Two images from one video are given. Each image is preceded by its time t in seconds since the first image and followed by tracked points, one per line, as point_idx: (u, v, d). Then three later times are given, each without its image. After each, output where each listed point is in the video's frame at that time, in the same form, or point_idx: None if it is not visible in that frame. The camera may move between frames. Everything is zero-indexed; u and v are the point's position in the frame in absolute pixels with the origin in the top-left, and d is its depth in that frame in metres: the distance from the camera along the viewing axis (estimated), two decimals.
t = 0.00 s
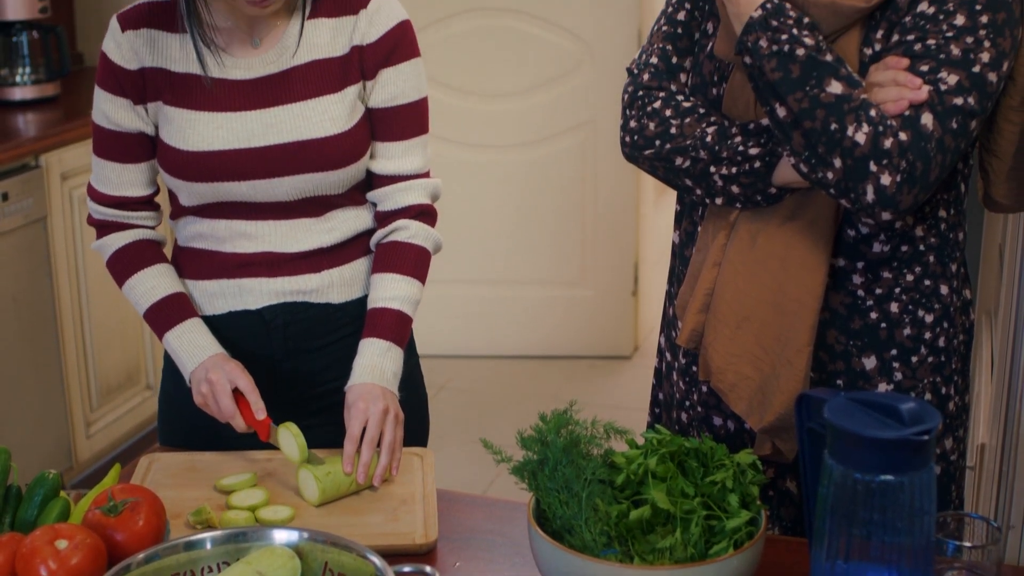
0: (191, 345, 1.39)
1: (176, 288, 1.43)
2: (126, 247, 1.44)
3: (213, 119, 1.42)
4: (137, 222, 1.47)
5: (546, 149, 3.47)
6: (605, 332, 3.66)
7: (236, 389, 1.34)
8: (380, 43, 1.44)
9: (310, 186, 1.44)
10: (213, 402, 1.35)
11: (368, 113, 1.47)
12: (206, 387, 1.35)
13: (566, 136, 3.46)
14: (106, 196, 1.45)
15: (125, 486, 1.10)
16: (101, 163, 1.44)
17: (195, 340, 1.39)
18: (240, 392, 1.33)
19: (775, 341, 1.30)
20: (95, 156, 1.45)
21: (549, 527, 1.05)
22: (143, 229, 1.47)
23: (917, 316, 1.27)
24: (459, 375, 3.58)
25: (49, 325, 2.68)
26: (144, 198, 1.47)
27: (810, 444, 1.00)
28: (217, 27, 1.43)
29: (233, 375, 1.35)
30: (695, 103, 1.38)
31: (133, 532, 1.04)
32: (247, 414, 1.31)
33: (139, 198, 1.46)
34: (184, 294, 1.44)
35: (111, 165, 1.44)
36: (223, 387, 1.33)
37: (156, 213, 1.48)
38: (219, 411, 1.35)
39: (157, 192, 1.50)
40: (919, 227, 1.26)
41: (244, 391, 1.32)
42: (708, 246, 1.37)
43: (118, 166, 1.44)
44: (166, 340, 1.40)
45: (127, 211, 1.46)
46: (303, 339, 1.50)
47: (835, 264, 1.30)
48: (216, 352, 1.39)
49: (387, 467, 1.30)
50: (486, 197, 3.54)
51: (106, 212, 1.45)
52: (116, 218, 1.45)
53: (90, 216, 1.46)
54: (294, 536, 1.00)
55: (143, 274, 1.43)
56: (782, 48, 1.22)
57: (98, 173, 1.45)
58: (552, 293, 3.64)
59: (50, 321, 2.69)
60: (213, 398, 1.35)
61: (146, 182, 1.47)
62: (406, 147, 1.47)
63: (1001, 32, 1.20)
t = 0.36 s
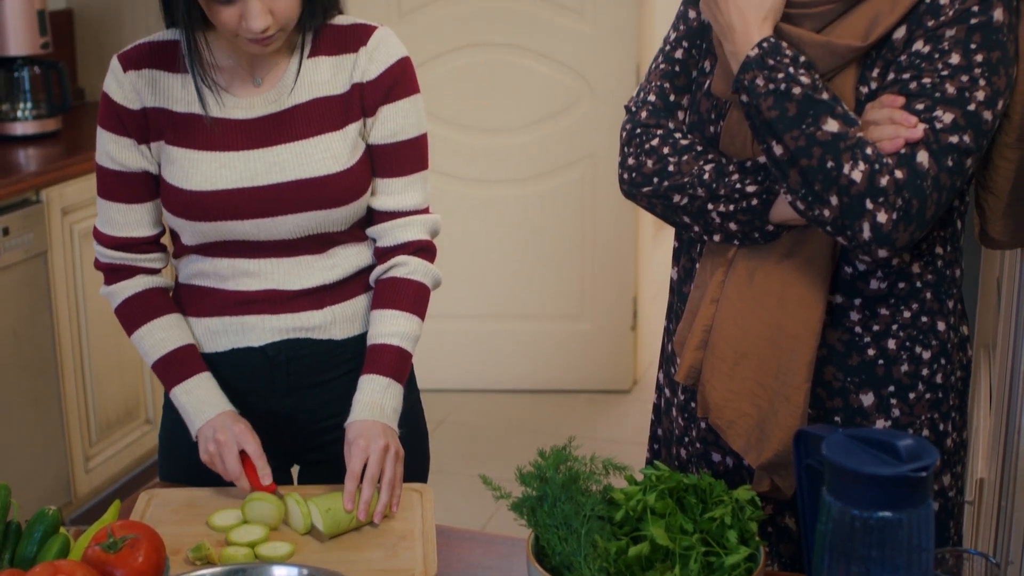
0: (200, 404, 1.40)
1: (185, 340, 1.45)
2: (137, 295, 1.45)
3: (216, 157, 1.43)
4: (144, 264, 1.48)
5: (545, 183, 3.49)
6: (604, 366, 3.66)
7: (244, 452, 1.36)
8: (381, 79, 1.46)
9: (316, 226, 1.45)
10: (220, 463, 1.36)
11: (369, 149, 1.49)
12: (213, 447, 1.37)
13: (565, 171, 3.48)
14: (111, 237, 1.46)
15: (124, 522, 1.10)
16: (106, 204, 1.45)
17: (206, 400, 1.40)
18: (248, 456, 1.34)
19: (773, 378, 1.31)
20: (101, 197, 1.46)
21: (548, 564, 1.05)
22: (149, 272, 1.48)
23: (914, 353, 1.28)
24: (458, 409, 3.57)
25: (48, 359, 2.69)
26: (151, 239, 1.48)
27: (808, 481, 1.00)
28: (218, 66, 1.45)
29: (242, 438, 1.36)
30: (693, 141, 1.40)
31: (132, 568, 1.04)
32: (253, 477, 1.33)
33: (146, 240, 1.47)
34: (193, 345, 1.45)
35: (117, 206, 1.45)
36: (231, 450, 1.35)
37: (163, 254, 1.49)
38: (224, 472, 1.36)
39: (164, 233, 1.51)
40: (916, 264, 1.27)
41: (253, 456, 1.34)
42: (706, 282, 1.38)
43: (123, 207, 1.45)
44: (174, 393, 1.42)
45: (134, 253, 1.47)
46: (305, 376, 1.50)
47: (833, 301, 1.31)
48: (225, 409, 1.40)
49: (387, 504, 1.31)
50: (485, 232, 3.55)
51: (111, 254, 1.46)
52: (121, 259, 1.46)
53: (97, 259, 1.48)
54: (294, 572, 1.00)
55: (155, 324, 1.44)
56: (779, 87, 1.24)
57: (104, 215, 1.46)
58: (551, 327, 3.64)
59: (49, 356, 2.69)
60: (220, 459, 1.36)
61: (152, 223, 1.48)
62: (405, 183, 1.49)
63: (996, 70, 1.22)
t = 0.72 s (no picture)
0: (194, 436, 1.41)
1: (178, 373, 1.45)
2: (131, 329, 1.47)
3: (217, 192, 1.44)
4: (139, 300, 1.49)
5: (544, 219, 3.51)
6: (603, 402, 3.65)
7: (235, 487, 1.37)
8: (379, 112, 1.50)
9: (317, 256, 1.46)
10: (213, 498, 1.37)
11: (367, 182, 1.52)
12: (206, 483, 1.38)
13: (564, 207, 3.50)
14: (107, 273, 1.47)
15: (122, 560, 1.10)
16: (104, 241, 1.46)
17: (199, 433, 1.41)
18: (239, 492, 1.35)
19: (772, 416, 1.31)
20: (98, 234, 1.47)
21: None
22: (143, 308, 1.49)
23: (912, 391, 1.29)
24: (457, 445, 3.57)
25: (48, 395, 2.69)
26: (146, 276, 1.49)
27: (808, 521, 1.01)
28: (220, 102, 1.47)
29: (232, 474, 1.37)
30: (690, 180, 1.41)
31: None
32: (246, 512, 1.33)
33: (142, 276, 1.48)
34: (187, 378, 1.46)
35: (114, 243, 1.46)
36: (223, 486, 1.36)
37: (158, 290, 1.50)
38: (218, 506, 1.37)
39: (160, 270, 1.52)
40: (913, 302, 1.28)
41: (244, 492, 1.35)
42: (704, 320, 1.39)
43: (120, 244, 1.46)
44: (167, 426, 1.43)
45: (129, 289, 1.48)
46: (306, 415, 1.50)
47: (830, 339, 1.31)
48: (218, 441, 1.41)
49: (388, 543, 1.31)
50: (484, 267, 3.56)
51: (108, 290, 1.47)
52: (118, 295, 1.47)
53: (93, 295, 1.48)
54: None
55: (148, 357, 1.45)
56: (777, 127, 1.25)
57: (101, 251, 1.47)
58: (550, 362, 3.64)
59: (49, 391, 2.69)
60: (213, 494, 1.37)
61: (148, 261, 1.49)
62: (403, 215, 1.52)
63: (991, 110, 1.24)
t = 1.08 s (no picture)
0: (186, 469, 1.42)
1: (172, 407, 1.46)
2: (124, 363, 1.48)
3: (211, 223, 1.45)
4: (133, 334, 1.50)
5: (543, 255, 3.52)
6: (602, 438, 3.64)
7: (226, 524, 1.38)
8: (372, 144, 1.51)
9: (311, 287, 1.48)
10: (206, 535, 1.39)
11: (358, 216, 1.53)
12: (198, 520, 1.39)
13: (562, 243, 3.51)
14: (101, 307, 1.48)
15: None
16: (98, 275, 1.48)
17: (191, 467, 1.42)
18: (229, 530, 1.36)
19: (770, 453, 1.31)
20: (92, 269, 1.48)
21: None
22: (138, 342, 1.50)
23: (910, 428, 1.29)
24: (456, 481, 3.55)
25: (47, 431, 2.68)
26: (140, 310, 1.50)
27: (806, 560, 1.00)
28: (215, 135, 1.50)
29: (223, 511, 1.38)
30: (688, 217, 1.42)
31: None
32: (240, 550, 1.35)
33: (136, 309, 1.49)
34: (180, 412, 1.47)
35: (108, 277, 1.47)
36: (213, 525, 1.37)
37: (153, 324, 1.52)
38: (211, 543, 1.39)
39: (155, 304, 1.53)
40: (911, 339, 1.28)
41: (235, 530, 1.36)
42: (702, 357, 1.39)
43: (114, 277, 1.48)
44: (160, 460, 1.43)
45: (123, 323, 1.49)
46: (301, 452, 1.51)
47: (829, 376, 1.31)
48: (211, 472, 1.42)
49: None
50: (483, 303, 3.57)
51: (102, 323, 1.48)
52: (112, 328, 1.49)
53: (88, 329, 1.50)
54: None
55: (142, 391, 1.46)
56: (775, 164, 1.26)
57: (96, 286, 1.49)
58: (548, 398, 3.64)
59: (48, 428, 2.69)
60: (206, 531, 1.38)
61: (143, 295, 1.50)
62: (393, 249, 1.52)
63: (988, 147, 1.24)
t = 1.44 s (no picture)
0: (182, 506, 1.43)
1: (167, 444, 1.47)
2: (120, 401, 1.49)
3: (205, 256, 1.47)
4: (129, 370, 1.51)
5: (542, 292, 3.53)
6: (602, 475, 3.63)
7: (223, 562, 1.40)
8: (364, 180, 1.54)
9: (306, 321, 1.49)
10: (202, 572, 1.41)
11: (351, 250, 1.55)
12: (195, 558, 1.41)
13: (561, 280, 3.52)
14: (98, 343, 1.49)
15: None
16: (94, 312, 1.49)
17: (186, 503, 1.43)
18: (228, 569, 1.39)
19: (769, 491, 1.31)
20: (88, 307, 1.49)
21: None
22: (133, 380, 1.51)
23: (909, 466, 1.29)
24: (455, 519, 3.53)
25: (46, 468, 2.67)
26: (136, 346, 1.51)
27: None
28: (209, 171, 1.52)
29: (221, 551, 1.40)
30: (687, 254, 1.43)
31: None
32: None
33: (131, 346, 1.50)
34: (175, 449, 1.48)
35: (104, 313, 1.48)
36: (212, 564, 1.39)
37: (149, 361, 1.53)
38: None
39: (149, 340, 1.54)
40: (909, 377, 1.28)
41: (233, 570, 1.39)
42: (701, 395, 1.40)
43: (110, 314, 1.49)
44: (156, 496, 1.44)
45: (118, 360, 1.50)
46: (299, 491, 1.51)
47: (828, 414, 1.32)
48: (207, 510, 1.43)
49: None
50: (482, 340, 3.57)
51: (97, 360, 1.49)
52: (107, 365, 1.50)
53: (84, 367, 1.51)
54: None
55: (137, 429, 1.47)
56: (773, 203, 1.27)
57: (92, 322, 1.50)
58: (547, 435, 3.63)
59: (48, 465, 2.68)
60: (202, 569, 1.41)
61: (138, 331, 1.51)
62: (385, 283, 1.55)
63: (986, 188, 1.25)
